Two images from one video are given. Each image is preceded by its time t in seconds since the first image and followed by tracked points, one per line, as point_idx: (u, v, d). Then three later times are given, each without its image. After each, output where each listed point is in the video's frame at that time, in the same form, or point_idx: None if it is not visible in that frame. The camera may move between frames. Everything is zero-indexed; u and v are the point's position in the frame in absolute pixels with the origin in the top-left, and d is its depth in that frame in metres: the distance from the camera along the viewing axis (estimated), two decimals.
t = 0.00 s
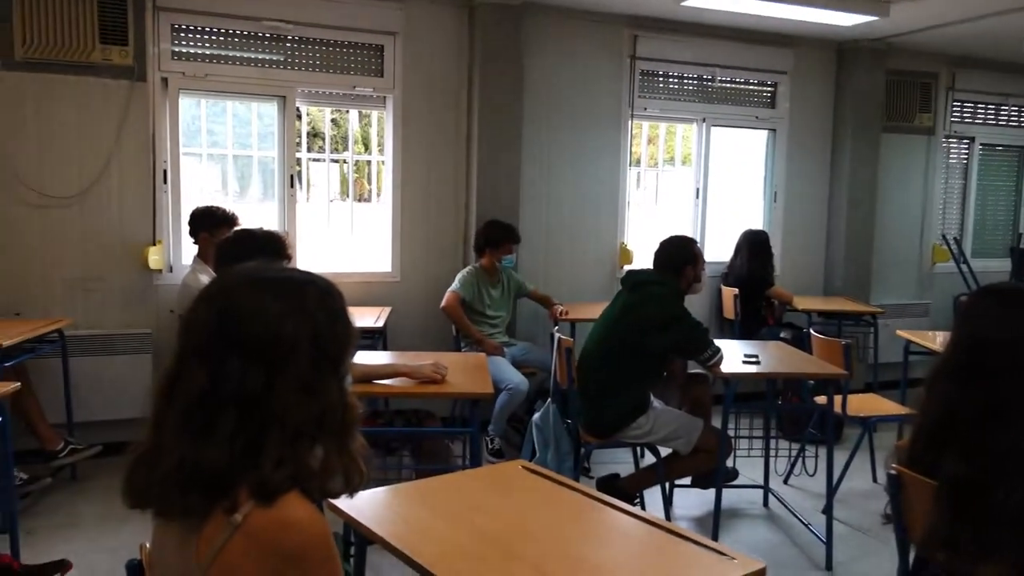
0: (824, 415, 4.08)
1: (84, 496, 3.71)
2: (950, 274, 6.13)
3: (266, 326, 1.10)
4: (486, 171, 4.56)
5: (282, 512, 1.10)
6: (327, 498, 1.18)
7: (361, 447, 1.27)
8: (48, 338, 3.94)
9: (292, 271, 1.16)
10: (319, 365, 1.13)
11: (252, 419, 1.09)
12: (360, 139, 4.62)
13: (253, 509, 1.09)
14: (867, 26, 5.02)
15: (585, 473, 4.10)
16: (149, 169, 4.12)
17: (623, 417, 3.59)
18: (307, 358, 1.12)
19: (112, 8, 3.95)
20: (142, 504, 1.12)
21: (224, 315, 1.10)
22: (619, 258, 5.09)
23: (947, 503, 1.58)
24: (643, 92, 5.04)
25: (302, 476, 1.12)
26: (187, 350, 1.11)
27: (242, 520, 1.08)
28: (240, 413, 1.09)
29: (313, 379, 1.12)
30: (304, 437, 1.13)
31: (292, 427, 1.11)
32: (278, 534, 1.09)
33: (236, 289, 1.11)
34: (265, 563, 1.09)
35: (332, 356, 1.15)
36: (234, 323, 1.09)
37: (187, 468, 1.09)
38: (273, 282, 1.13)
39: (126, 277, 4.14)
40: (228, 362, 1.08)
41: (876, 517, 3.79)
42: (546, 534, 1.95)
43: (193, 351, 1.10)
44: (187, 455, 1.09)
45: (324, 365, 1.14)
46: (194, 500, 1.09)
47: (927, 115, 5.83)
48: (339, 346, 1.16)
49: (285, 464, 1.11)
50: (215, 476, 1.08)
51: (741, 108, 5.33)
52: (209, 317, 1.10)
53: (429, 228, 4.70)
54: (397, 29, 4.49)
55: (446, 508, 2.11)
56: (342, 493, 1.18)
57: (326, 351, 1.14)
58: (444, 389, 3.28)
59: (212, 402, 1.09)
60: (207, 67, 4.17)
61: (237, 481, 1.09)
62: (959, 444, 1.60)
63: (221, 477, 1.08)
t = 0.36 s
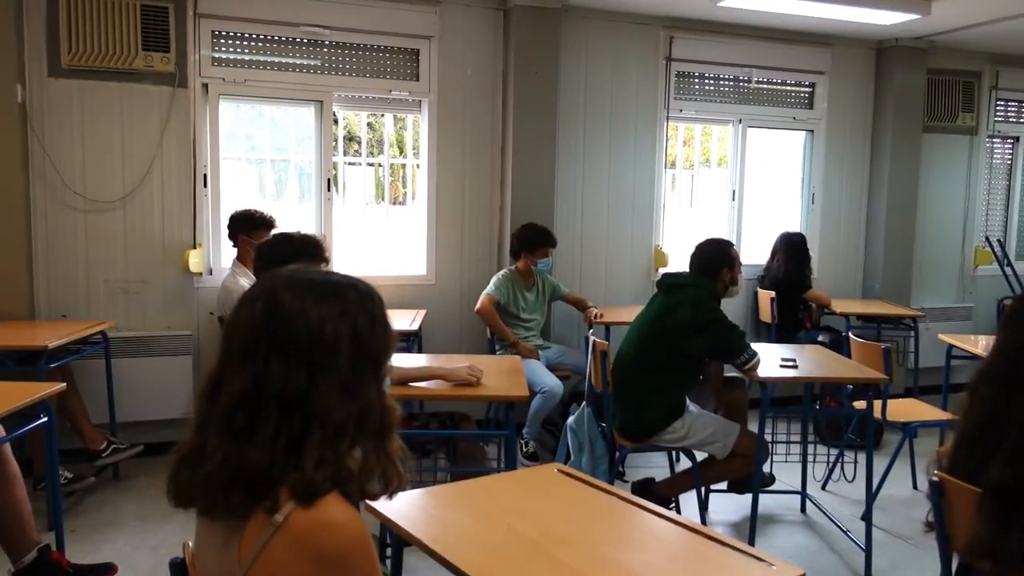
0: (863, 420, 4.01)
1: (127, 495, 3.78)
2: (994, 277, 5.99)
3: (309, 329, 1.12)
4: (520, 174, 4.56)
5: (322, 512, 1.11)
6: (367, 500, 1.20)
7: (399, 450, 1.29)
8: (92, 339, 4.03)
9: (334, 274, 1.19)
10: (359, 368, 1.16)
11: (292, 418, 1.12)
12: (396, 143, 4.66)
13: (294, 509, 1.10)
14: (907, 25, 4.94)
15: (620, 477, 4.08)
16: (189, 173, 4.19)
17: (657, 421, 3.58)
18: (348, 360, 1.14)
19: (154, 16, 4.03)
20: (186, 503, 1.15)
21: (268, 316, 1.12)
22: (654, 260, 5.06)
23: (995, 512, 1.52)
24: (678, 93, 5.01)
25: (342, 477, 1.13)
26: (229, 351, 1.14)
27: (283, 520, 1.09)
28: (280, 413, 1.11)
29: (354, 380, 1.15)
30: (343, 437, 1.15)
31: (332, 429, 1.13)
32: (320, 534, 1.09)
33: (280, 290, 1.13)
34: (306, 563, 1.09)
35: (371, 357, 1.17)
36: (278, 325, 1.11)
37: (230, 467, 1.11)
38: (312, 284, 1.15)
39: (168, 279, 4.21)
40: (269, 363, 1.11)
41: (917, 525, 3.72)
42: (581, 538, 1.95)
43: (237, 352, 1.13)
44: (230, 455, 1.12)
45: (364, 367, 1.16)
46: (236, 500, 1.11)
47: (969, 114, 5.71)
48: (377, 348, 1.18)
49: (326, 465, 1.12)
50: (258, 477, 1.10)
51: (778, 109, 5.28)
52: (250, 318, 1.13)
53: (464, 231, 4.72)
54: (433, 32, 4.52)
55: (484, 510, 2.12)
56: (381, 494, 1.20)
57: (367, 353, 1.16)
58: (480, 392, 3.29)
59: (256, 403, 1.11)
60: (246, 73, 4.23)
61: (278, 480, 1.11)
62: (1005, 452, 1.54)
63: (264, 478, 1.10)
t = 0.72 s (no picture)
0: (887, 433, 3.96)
1: (149, 502, 3.81)
2: (1020, 290, 5.91)
3: (334, 338, 1.13)
4: (541, 185, 4.57)
5: (343, 521, 1.11)
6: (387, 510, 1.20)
7: (420, 460, 1.30)
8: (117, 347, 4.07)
9: (358, 285, 1.20)
10: (383, 378, 1.16)
11: (317, 426, 1.13)
12: (418, 154, 4.69)
13: (316, 518, 1.11)
14: (932, 35, 4.90)
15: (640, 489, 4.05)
16: (214, 183, 4.24)
17: (677, 433, 3.55)
18: (372, 370, 1.15)
19: (181, 29, 4.08)
20: (210, 510, 1.16)
21: (293, 325, 1.13)
22: (675, 271, 5.04)
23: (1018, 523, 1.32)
24: (700, 105, 5.00)
25: (363, 487, 1.14)
26: (255, 358, 1.15)
27: (305, 529, 1.10)
28: (305, 421, 1.12)
29: (377, 390, 1.16)
30: (366, 447, 1.16)
31: (355, 438, 1.14)
32: (341, 543, 1.10)
33: (306, 300, 1.14)
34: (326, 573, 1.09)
35: (395, 367, 1.18)
36: (303, 334, 1.12)
37: (254, 475, 1.12)
38: (339, 293, 1.16)
39: (192, 289, 4.26)
40: (294, 371, 1.12)
41: (943, 541, 3.66)
42: (601, 549, 1.93)
43: (263, 361, 1.13)
44: (253, 462, 1.12)
45: (388, 377, 1.17)
46: (260, 507, 1.12)
47: (995, 125, 5.65)
48: (402, 358, 1.19)
49: (348, 474, 1.13)
50: (282, 484, 1.11)
51: (800, 120, 5.25)
52: (277, 326, 1.13)
53: (484, 241, 4.73)
54: (454, 44, 4.54)
55: (506, 521, 2.12)
56: (401, 504, 1.21)
57: (390, 363, 1.17)
58: (500, 402, 3.28)
59: (280, 411, 1.12)
60: (270, 85, 4.29)
61: (301, 488, 1.12)
62: None
63: (287, 486, 1.11)
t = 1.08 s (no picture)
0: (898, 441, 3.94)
1: (158, 503, 3.82)
2: None
3: (348, 339, 1.13)
4: (551, 189, 4.57)
5: (355, 522, 1.11)
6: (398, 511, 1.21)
7: (429, 462, 1.30)
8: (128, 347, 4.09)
9: (372, 286, 1.20)
10: (396, 380, 1.17)
11: (329, 428, 1.13)
12: (429, 158, 4.70)
13: (327, 519, 1.11)
14: (945, 42, 4.88)
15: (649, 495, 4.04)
16: (226, 185, 4.26)
17: (686, 438, 3.54)
18: (385, 372, 1.15)
19: (194, 32, 4.11)
20: (222, 509, 1.15)
21: (308, 326, 1.13)
22: (685, 276, 5.03)
23: None
24: (711, 110, 5.00)
25: (374, 490, 1.15)
26: (268, 360, 1.15)
27: (315, 530, 1.10)
28: (317, 423, 1.12)
29: (390, 391, 1.16)
30: (378, 449, 1.16)
31: (368, 439, 1.14)
32: (352, 545, 1.09)
33: (320, 301, 1.15)
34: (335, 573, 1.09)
35: (408, 369, 1.18)
36: (318, 335, 1.13)
37: (268, 475, 1.12)
38: (353, 295, 1.17)
39: (203, 290, 4.27)
40: (307, 373, 1.12)
41: (954, 550, 3.63)
42: (610, 554, 1.93)
43: (277, 361, 1.14)
44: (266, 462, 1.13)
45: (401, 378, 1.17)
46: (273, 507, 1.12)
47: (1008, 133, 5.63)
48: (415, 361, 1.19)
49: (360, 476, 1.14)
50: (295, 485, 1.11)
51: (812, 126, 5.24)
52: (291, 328, 1.14)
53: (494, 245, 4.74)
54: (466, 48, 4.56)
55: (514, 524, 2.11)
56: (411, 505, 1.22)
57: (402, 364, 1.17)
58: (510, 406, 3.28)
59: (293, 412, 1.12)
60: (283, 88, 4.31)
61: (313, 490, 1.12)
62: None
63: (301, 486, 1.12)
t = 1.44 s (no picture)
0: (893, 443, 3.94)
1: (153, 501, 3.81)
2: None
3: (347, 339, 1.12)
4: (549, 189, 4.57)
5: (355, 520, 1.14)
6: (398, 510, 1.21)
7: (431, 462, 1.29)
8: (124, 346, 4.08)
9: (371, 285, 1.19)
10: (396, 379, 1.15)
11: (330, 427, 1.11)
12: (427, 158, 4.70)
13: (328, 517, 1.13)
14: (941, 45, 4.90)
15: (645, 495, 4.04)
16: (223, 183, 4.25)
17: (684, 439, 3.52)
18: (384, 372, 1.14)
19: (192, 29, 4.09)
20: (224, 507, 1.16)
21: (307, 326, 1.12)
22: (682, 277, 5.03)
23: None
24: (709, 112, 5.01)
25: (376, 490, 1.15)
26: (268, 359, 1.13)
27: (317, 527, 1.12)
28: (318, 422, 1.10)
29: (390, 391, 1.14)
30: (379, 448, 1.15)
31: (368, 439, 1.13)
32: (354, 540, 1.12)
33: (319, 301, 1.13)
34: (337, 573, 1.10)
35: (408, 368, 1.17)
36: (317, 335, 1.11)
37: (266, 474, 1.11)
38: (352, 294, 1.16)
39: (200, 288, 4.26)
40: (308, 371, 1.10)
41: (948, 552, 3.64)
42: (608, 554, 1.92)
43: (276, 360, 1.12)
44: (266, 463, 1.11)
45: (401, 378, 1.16)
46: (273, 506, 1.11)
47: (1004, 137, 5.65)
48: (415, 359, 1.18)
49: (362, 475, 1.13)
50: (293, 484, 1.10)
51: (809, 128, 5.26)
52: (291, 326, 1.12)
53: (492, 245, 4.74)
54: (465, 48, 4.55)
55: (513, 524, 2.11)
56: (412, 505, 1.21)
57: (403, 364, 1.16)
58: (507, 406, 3.28)
59: (291, 412, 1.11)
60: (281, 86, 4.29)
61: (316, 490, 1.12)
62: None
63: (299, 485, 1.11)
